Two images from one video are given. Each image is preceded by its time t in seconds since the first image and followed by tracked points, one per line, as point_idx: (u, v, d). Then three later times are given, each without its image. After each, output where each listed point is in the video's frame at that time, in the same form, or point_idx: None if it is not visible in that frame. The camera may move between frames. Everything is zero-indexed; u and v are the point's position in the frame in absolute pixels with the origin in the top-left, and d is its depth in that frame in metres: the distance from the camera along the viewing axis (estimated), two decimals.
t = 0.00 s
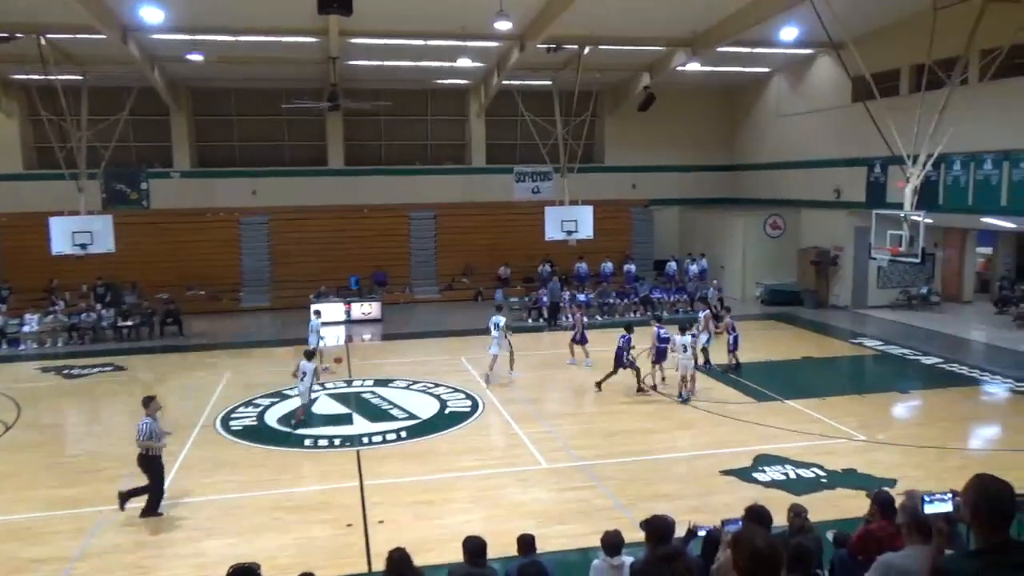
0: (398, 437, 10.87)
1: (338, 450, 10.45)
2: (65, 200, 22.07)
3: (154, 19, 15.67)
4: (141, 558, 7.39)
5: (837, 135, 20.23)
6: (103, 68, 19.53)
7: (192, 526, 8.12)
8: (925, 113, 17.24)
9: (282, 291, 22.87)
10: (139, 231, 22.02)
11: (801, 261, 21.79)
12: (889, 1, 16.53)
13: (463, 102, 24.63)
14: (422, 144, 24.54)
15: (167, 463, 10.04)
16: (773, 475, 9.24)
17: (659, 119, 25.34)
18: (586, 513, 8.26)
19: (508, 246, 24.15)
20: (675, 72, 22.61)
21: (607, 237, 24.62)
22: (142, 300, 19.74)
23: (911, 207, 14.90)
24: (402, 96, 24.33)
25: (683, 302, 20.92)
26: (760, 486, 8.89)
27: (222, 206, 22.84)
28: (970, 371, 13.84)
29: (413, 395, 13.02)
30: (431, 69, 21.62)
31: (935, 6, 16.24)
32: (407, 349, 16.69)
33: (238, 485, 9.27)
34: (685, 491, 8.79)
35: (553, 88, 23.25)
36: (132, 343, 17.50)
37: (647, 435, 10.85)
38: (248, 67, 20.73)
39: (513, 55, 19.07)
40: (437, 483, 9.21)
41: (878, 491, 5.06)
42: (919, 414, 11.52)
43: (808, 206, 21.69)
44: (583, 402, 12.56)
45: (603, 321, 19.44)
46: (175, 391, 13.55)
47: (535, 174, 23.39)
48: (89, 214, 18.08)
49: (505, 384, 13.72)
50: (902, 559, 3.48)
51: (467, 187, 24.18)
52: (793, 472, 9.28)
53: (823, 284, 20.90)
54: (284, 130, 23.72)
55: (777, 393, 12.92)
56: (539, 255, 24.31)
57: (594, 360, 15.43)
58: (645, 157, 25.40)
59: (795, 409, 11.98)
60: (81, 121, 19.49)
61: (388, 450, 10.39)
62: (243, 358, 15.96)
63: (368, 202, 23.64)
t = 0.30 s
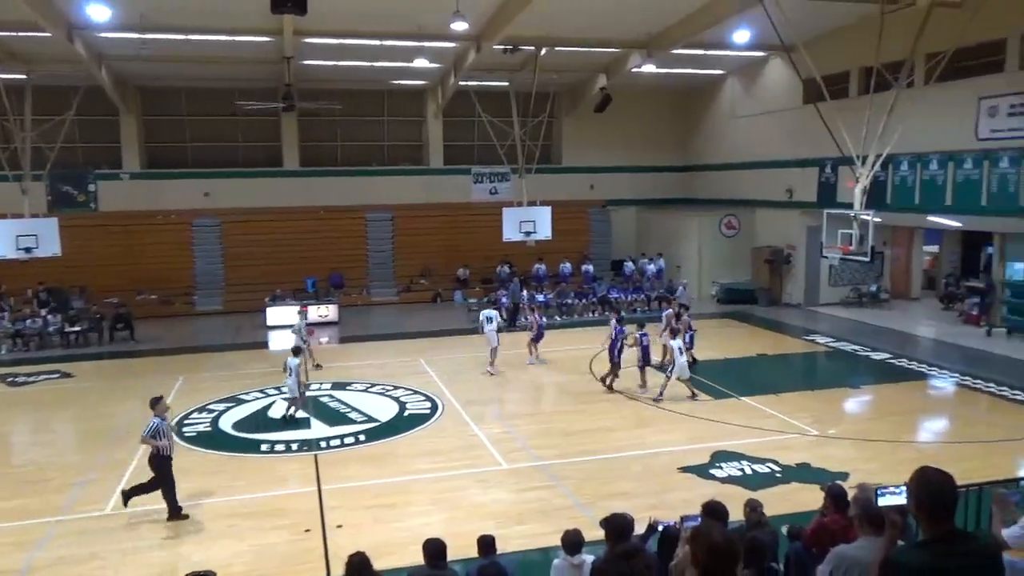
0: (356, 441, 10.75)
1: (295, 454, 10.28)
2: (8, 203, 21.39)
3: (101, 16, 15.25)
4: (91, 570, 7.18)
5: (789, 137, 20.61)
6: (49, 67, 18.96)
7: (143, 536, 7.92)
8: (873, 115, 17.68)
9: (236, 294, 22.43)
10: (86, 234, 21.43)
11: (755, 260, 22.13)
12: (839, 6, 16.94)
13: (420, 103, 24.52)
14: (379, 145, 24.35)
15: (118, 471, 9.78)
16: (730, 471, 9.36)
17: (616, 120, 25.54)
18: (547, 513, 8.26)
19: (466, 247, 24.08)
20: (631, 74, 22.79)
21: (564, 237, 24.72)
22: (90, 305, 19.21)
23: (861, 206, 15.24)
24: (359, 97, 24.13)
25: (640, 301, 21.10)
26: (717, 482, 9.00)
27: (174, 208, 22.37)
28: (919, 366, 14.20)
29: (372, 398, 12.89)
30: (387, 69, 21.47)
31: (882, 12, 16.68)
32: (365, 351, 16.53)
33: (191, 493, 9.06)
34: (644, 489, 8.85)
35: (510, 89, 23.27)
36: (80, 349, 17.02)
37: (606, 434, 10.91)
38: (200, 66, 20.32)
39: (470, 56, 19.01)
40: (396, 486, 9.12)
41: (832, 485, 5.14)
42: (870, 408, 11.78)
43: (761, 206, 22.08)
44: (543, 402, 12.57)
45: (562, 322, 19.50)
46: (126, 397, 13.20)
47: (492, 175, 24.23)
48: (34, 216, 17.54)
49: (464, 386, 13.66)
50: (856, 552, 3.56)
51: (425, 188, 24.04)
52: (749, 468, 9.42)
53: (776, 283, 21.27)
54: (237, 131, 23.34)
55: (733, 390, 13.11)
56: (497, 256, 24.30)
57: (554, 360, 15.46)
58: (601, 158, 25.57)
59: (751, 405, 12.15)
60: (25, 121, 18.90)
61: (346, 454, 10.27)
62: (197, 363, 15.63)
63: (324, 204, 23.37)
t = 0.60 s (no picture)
0: (315, 444, 10.62)
1: (252, 459, 10.12)
2: None
3: (48, 13, 14.84)
4: None
5: (744, 139, 20.93)
6: None
7: (95, 545, 7.71)
8: (825, 117, 18.06)
9: (190, 297, 22.03)
10: (33, 236, 20.84)
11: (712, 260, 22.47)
12: (791, 10, 17.27)
13: (378, 103, 24.34)
14: (336, 146, 24.10)
15: (68, 479, 9.52)
16: (689, 468, 9.47)
17: (574, 121, 25.67)
18: (508, 513, 8.26)
19: (425, 248, 23.99)
20: (589, 75, 22.94)
21: (523, 238, 24.78)
22: (38, 310, 18.65)
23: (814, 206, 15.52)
24: (316, 96, 23.86)
25: (599, 301, 21.23)
26: (676, 479, 9.09)
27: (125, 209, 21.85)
28: (871, 362, 14.54)
29: (331, 400, 12.75)
30: (345, 69, 21.27)
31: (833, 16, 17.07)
32: (322, 353, 16.34)
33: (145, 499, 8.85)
34: (604, 488, 8.91)
35: (469, 90, 23.24)
36: (26, 354, 16.51)
37: (567, 434, 10.95)
38: (152, 64, 19.90)
39: (428, 56, 18.94)
40: (356, 490, 9.04)
41: (787, 482, 5.12)
42: (824, 404, 12.02)
43: (718, 206, 22.39)
44: (503, 403, 12.57)
45: (522, 322, 19.53)
46: (76, 403, 12.86)
47: (451, 176, 23.51)
48: None
49: (424, 387, 13.59)
50: (812, 546, 3.62)
51: (383, 189, 23.85)
52: (707, 464, 9.54)
53: (732, 282, 21.59)
54: (190, 130, 22.90)
55: (691, 388, 13.27)
56: (456, 257, 24.24)
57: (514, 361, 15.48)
58: (560, 159, 25.67)
59: (709, 403, 12.31)
60: None
61: (304, 457, 10.14)
62: (150, 368, 15.30)
63: (280, 204, 23.03)
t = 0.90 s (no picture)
0: (278, 448, 10.49)
1: (213, 464, 9.96)
2: None
3: None
4: None
5: (706, 140, 21.19)
6: None
7: (51, 553, 7.52)
8: (784, 119, 18.36)
9: (149, 299, 21.64)
10: None
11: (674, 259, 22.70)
12: (751, 14, 17.56)
13: (340, 103, 24.14)
14: (298, 146, 23.83)
15: (22, 487, 9.27)
16: (653, 466, 9.55)
17: (538, 122, 25.75)
18: (474, 514, 8.25)
19: (389, 248, 23.85)
20: (552, 76, 23.02)
21: (487, 239, 24.77)
22: None
23: (774, 207, 15.75)
24: (277, 96, 23.59)
25: (563, 301, 21.31)
26: (640, 478, 9.16)
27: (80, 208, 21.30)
28: (830, 360, 14.80)
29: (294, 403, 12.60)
30: (307, 68, 21.06)
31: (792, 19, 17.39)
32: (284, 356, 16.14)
33: (102, 507, 8.65)
34: (569, 487, 8.94)
35: (432, 90, 23.16)
36: None
37: (532, 434, 10.97)
38: (107, 62, 19.48)
39: (391, 56, 18.83)
40: (320, 493, 8.95)
41: (747, 478, 5.19)
42: (784, 402, 12.21)
43: (681, 206, 22.61)
44: (468, 404, 12.55)
45: (487, 323, 19.52)
46: (29, 409, 12.53)
47: (415, 176, 23.60)
48: None
49: (389, 389, 13.51)
50: (773, 542, 3.67)
51: (346, 189, 23.62)
52: (670, 463, 9.63)
53: (695, 282, 21.83)
54: (148, 129, 22.46)
55: (655, 387, 13.37)
56: (421, 257, 24.14)
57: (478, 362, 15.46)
58: (524, 159, 25.71)
59: (672, 402, 12.42)
60: None
61: (267, 461, 10.01)
62: (106, 372, 14.97)
63: (241, 205, 22.67)
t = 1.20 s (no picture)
0: (253, 451, 10.38)
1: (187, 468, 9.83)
2: None
3: None
4: None
5: (680, 141, 21.31)
6: None
7: (20, 561, 7.38)
8: (758, 120, 18.52)
9: (120, 302, 21.35)
10: None
11: (650, 260, 22.81)
12: (724, 16, 17.70)
13: (315, 103, 23.95)
14: (272, 146, 23.60)
15: None
16: (630, 466, 9.59)
17: (514, 123, 25.74)
18: (452, 516, 8.22)
19: (364, 249, 23.73)
20: (527, 77, 23.03)
21: (463, 239, 24.75)
22: None
23: (748, 207, 15.87)
24: (250, 96, 23.35)
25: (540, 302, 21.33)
26: (618, 477, 9.19)
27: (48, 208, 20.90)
28: (803, 359, 14.96)
29: (269, 406, 12.49)
30: (280, 68, 20.87)
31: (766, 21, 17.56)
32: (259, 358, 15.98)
33: (72, 513, 8.50)
34: (546, 487, 8.94)
35: (407, 90, 23.06)
36: None
37: (509, 434, 10.97)
38: (76, 61, 19.15)
39: (366, 56, 18.72)
40: (296, 496, 8.87)
41: (723, 477, 5.24)
42: (759, 400, 12.33)
43: (656, 207, 22.73)
44: (445, 405, 12.51)
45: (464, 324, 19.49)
46: None
47: (391, 176, 23.20)
48: None
49: (365, 390, 13.43)
50: (748, 539, 3.70)
51: (322, 189, 23.38)
52: (647, 462, 9.68)
53: (670, 282, 21.96)
54: (118, 129, 22.12)
55: (634, 387, 13.38)
56: (397, 258, 24.07)
57: (455, 363, 15.42)
58: (500, 159, 25.68)
59: (649, 401, 12.48)
60: None
61: (241, 465, 9.90)
62: (76, 376, 14.71)
63: (215, 206, 22.40)
